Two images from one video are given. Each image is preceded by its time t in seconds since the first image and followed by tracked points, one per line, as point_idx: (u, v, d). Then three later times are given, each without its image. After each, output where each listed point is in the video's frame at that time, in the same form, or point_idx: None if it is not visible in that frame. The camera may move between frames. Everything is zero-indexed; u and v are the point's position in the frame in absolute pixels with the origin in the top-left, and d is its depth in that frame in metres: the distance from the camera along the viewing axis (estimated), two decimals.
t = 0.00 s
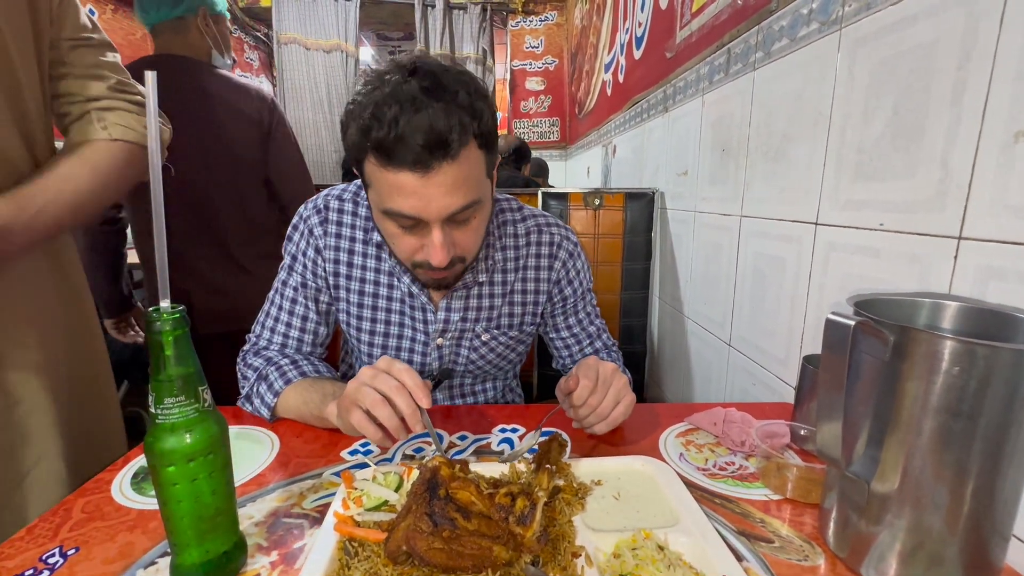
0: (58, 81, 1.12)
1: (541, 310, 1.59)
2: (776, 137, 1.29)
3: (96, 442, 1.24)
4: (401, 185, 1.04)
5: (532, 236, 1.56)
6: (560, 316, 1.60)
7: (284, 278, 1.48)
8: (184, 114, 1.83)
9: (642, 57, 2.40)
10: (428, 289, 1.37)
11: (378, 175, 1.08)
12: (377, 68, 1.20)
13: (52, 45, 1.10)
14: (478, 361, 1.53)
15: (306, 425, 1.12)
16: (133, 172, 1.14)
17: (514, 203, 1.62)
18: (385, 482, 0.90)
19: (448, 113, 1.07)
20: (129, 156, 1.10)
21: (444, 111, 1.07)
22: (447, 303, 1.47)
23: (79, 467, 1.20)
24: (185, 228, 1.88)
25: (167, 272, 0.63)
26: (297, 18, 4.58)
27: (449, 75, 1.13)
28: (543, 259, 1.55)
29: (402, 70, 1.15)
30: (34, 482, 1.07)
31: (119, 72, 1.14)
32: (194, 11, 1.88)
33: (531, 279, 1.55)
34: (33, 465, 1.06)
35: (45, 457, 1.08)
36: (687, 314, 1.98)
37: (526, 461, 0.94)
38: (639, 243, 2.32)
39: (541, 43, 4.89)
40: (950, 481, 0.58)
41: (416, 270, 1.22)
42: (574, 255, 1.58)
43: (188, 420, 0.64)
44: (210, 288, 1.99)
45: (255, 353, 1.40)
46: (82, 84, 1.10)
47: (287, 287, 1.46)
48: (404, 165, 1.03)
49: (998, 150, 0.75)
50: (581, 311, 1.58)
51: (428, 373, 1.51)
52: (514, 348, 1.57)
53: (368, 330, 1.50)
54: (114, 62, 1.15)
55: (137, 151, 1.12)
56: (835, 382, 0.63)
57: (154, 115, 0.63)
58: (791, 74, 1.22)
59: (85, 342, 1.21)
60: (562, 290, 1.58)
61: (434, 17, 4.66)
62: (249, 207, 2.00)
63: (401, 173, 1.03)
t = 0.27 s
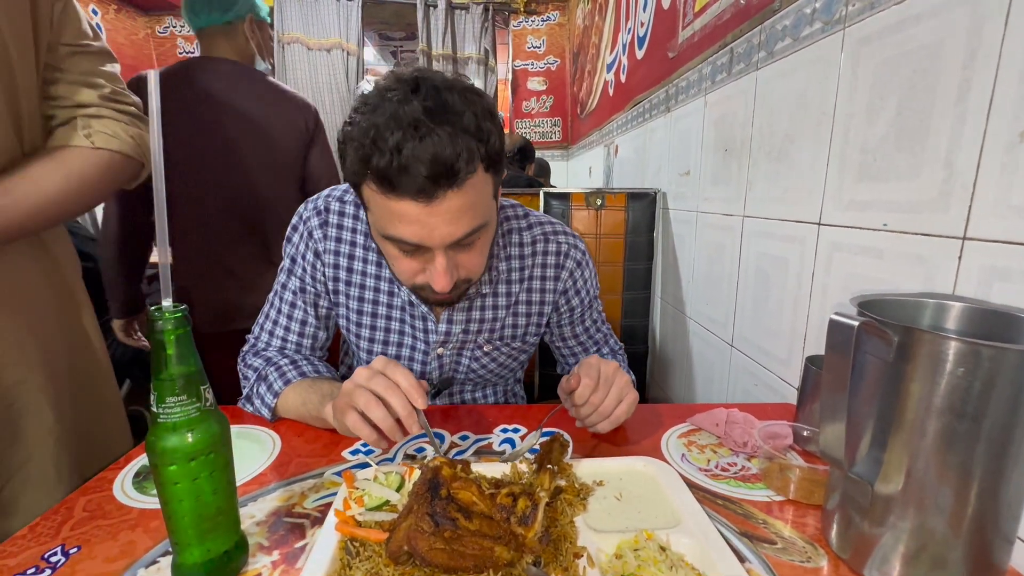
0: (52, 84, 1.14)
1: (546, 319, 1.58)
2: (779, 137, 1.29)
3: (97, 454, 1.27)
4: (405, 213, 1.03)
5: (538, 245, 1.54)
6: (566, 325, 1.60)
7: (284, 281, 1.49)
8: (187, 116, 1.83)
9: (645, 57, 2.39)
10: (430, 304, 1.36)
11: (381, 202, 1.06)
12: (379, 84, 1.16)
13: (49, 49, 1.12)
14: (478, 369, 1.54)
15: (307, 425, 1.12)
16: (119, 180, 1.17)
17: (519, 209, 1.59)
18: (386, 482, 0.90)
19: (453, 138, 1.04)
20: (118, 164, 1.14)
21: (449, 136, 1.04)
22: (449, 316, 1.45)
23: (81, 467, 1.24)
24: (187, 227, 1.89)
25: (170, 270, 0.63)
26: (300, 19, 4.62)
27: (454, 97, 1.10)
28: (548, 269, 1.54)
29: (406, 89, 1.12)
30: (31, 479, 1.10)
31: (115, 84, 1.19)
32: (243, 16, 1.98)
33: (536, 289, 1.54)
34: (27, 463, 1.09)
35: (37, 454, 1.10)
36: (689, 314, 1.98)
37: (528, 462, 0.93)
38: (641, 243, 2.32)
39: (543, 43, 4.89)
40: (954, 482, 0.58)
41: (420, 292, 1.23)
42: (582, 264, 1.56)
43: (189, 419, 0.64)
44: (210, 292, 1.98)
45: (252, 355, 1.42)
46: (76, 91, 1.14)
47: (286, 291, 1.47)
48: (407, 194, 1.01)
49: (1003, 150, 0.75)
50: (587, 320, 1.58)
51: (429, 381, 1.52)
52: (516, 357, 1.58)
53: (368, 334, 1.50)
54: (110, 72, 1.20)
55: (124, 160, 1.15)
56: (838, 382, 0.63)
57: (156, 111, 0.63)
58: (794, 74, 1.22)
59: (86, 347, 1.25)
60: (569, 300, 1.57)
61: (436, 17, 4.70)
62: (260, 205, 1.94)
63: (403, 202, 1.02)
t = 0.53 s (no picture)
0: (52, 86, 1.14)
1: (552, 326, 1.59)
2: (783, 138, 1.28)
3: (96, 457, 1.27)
4: (412, 225, 1.04)
5: (546, 252, 1.53)
6: (571, 333, 1.61)
7: (288, 283, 1.50)
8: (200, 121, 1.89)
9: (648, 56, 2.39)
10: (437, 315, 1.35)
11: (388, 212, 1.07)
12: (386, 91, 1.16)
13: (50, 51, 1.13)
14: (482, 375, 1.55)
15: (311, 424, 1.12)
16: (119, 181, 1.18)
17: (527, 215, 1.59)
18: (389, 482, 0.90)
19: (462, 148, 1.04)
20: (117, 166, 1.14)
21: (459, 146, 1.04)
22: (454, 324, 1.44)
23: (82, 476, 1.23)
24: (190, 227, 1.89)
25: (174, 269, 0.63)
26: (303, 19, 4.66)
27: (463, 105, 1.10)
28: (556, 277, 1.54)
29: (415, 96, 1.12)
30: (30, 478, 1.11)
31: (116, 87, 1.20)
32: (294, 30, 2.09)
33: (542, 297, 1.54)
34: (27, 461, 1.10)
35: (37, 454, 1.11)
36: (691, 315, 1.97)
37: (531, 462, 0.93)
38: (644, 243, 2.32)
39: (546, 43, 4.89)
40: (960, 484, 0.58)
41: (425, 302, 1.24)
42: (589, 272, 1.56)
43: (194, 419, 0.64)
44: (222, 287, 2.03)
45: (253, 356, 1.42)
46: (77, 92, 1.14)
47: (289, 294, 1.48)
48: (415, 205, 1.01)
49: (1009, 150, 0.74)
50: (592, 327, 1.59)
51: (432, 386, 1.52)
52: (521, 363, 1.58)
53: (371, 338, 1.50)
54: (109, 74, 1.20)
55: (123, 160, 1.16)
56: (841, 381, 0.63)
57: (160, 109, 0.63)
58: (798, 74, 1.21)
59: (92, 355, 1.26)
60: (575, 308, 1.57)
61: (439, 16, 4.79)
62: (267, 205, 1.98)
63: (411, 213, 1.02)
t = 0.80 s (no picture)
0: (50, 87, 1.14)
1: (554, 324, 1.58)
2: (786, 137, 1.28)
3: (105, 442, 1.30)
4: (414, 213, 1.03)
5: (548, 249, 1.53)
6: (573, 331, 1.61)
7: (291, 280, 1.50)
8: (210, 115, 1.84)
9: (650, 56, 2.39)
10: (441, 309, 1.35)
11: (390, 201, 1.06)
12: (392, 84, 1.17)
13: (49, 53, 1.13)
14: (485, 372, 1.55)
15: (313, 423, 1.12)
16: (119, 180, 1.18)
17: (529, 213, 1.59)
18: (391, 480, 0.90)
19: (465, 139, 1.04)
20: (119, 167, 1.15)
21: (462, 137, 1.04)
22: (457, 321, 1.44)
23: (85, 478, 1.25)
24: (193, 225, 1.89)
25: (177, 267, 0.63)
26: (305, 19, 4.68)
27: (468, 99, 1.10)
28: (558, 274, 1.54)
29: (419, 88, 1.12)
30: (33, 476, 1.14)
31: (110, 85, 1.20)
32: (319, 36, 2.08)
33: (544, 294, 1.54)
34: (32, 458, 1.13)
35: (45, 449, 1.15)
36: (694, 315, 1.97)
37: (533, 461, 0.93)
38: (646, 243, 2.32)
39: (548, 42, 4.88)
40: (964, 485, 0.57)
41: (428, 294, 1.22)
42: (591, 270, 1.56)
43: (197, 416, 0.64)
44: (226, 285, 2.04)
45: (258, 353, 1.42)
46: (76, 94, 1.15)
47: (293, 290, 1.47)
48: (417, 194, 1.01)
49: (1013, 149, 0.74)
50: (595, 325, 1.58)
51: (435, 383, 1.51)
52: (523, 361, 1.58)
53: (374, 336, 1.50)
54: (105, 75, 1.21)
55: (124, 162, 1.16)
56: (845, 381, 0.63)
57: (164, 108, 0.63)
58: (802, 73, 1.21)
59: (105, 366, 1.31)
60: (577, 306, 1.57)
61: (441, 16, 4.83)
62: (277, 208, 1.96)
63: (413, 201, 1.02)
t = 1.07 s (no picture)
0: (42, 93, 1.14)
1: (551, 317, 1.58)
2: (788, 137, 1.28)
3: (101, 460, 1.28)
4: (409, 191, 1.04)
5: (544, 243, 1.53)
6: (570, 325, 1.60)
7: (292, 277, 1.50)
8: (213, 114, 1.85)
9: (652, 55, 2.38)
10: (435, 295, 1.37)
11: (385, 181, 1.07)
12: (388, 70, 1.19)
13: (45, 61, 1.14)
14: (483, 367, 1.54)
15: (313, 422, 1.12)
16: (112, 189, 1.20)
17: (525, 208, 1.59)
18: (391, 479, 0.90)
19: (460, 119, 1.05)
20: (116, 176, 1.18)
21: (456, 116, 1.06)
22: (455, 311, 1.45)
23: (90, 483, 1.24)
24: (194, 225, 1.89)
25: (177, 266, 0.63)
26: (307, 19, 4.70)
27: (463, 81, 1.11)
28: (554, 267, 1.54)
29: (415, 72, 1.14)
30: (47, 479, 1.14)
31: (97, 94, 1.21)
32: (314, 30, 2.10)
33: (541, 287, 1.54)
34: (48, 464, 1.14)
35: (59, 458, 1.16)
36: (695, 314, 1.97)
37: (533, 461, 0.93)
38: (647, 243, 2.31)
39: (549, 42, 4.88)
40: (966, 486, 0.57)
41: (422, 279, 1.22)
42: (587, 263, 1.56)
43: (196, 415, 0.64)
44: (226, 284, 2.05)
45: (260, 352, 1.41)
46: (73, 102, 1.16)
47: (294, 287, 1.47)
48: (413, 171, 1.02)
49: (1016, 149, 0.74)
50: (592, 319, 1.58)
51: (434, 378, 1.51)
52: (521, 354, 1.57)
53: (374, 332, 1.50)
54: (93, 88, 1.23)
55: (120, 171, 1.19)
56: (847, 382, 0.62)
57: (164, 105, 0.63)
58: (803, 73, 1.21)
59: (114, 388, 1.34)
60: (573, 299, 1.57)
61: (442, 16, 4.81)
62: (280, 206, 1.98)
63: (409, 179, 1.03)
